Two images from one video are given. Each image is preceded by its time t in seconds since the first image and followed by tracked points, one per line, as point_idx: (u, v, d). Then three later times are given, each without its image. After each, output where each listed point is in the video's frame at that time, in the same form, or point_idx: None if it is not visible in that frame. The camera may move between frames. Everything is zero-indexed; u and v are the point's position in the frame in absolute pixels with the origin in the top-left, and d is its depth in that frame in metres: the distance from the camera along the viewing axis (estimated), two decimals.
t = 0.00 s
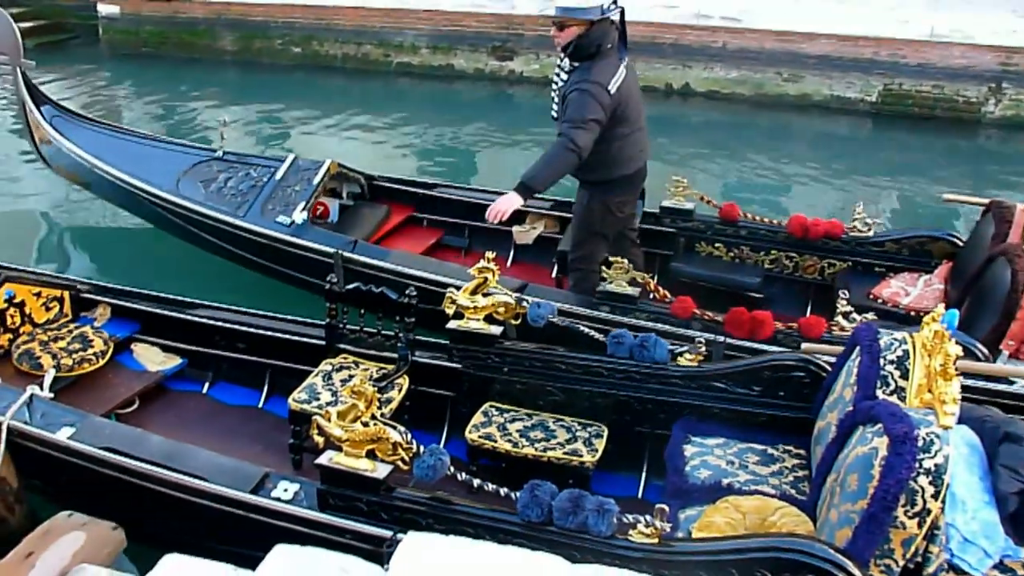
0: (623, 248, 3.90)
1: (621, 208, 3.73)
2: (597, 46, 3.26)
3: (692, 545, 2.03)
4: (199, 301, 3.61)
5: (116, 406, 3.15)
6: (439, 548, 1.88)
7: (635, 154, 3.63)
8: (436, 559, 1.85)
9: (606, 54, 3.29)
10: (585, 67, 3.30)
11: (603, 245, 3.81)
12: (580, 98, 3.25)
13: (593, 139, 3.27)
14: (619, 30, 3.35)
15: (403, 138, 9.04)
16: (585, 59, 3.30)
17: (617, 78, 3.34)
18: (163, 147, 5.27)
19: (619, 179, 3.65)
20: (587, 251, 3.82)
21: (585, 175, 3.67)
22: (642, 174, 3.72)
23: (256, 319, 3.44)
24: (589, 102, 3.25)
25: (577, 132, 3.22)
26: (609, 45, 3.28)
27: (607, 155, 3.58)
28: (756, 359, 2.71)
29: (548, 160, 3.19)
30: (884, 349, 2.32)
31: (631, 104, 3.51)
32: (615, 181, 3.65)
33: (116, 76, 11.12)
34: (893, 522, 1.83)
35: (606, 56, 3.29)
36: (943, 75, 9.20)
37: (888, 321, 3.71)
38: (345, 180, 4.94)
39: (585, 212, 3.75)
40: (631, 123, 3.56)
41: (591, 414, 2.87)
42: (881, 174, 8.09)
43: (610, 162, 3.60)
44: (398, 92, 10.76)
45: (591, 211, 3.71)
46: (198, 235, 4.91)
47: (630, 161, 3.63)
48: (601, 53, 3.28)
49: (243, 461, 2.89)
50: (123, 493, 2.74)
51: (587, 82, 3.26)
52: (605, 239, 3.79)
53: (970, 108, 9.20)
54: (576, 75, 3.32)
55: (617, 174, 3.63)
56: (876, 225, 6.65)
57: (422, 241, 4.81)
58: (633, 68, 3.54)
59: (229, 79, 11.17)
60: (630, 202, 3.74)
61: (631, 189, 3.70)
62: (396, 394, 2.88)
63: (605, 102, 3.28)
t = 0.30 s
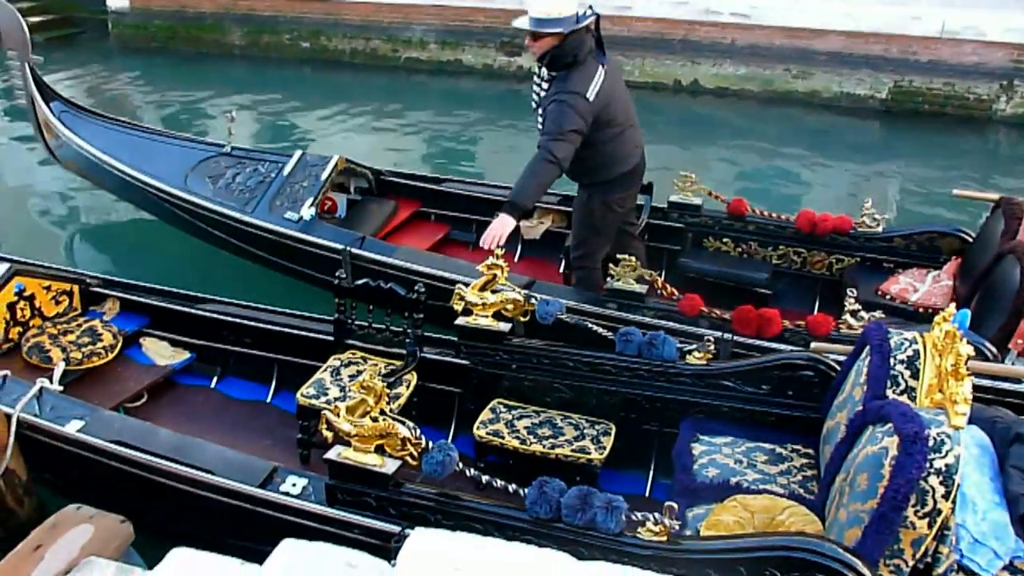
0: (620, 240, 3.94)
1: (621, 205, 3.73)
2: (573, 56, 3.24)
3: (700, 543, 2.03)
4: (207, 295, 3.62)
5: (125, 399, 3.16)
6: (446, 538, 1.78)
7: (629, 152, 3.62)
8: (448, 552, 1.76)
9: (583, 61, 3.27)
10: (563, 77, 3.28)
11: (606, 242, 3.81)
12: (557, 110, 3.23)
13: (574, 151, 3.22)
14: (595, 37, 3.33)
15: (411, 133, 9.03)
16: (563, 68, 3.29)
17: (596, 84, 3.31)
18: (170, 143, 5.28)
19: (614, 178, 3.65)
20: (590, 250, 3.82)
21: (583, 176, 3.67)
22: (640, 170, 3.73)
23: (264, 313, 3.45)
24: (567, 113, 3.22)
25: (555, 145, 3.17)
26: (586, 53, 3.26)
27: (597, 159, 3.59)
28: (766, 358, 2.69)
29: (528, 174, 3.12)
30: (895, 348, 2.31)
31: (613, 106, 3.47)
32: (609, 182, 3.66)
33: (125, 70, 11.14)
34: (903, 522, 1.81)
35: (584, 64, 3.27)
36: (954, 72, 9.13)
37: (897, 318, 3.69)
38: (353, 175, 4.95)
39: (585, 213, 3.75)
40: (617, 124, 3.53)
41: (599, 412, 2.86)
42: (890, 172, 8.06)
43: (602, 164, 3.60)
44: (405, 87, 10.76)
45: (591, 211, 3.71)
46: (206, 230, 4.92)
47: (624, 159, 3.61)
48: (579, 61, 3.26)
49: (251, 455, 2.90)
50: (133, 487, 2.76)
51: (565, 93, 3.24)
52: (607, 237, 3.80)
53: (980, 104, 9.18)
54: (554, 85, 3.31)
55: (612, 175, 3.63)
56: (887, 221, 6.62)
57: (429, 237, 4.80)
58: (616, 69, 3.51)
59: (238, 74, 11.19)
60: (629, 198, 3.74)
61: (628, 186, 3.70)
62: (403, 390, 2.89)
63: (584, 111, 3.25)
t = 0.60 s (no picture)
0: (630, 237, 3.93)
1: (630, 202, 3.71)
2: (571, 60, 3.24)
3: (715, 542, 2.02)
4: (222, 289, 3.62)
5: (140, 391, 3.17)
6: (457, 530, 1.79)
7: (635, 150, 3.60)
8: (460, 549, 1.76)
9: (582, 64, 3.27)
10: (561, 81, 3.29)
11: (616, 240, 3.79)
12: (558, 115, 3.25)
13: (576, 155, 3.26)
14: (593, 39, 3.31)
15: (426, 128, 9.02)
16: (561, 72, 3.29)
17: (595, 86, 3.32)
18: (186, 137, 5.30)
19: (621, 177, 3.63)
20: (601, 249, 3.79)
21: (591, 177, 3.65)
22: (648, 166, 3.70)
23: (278, 308, 3.44)
24: (568, 118, 3.24)
25: (557, 152, 3.20)
26: (584, 57, 3.25)
27: (602, 160, 3.57)
28: (783, 357, 2.67)
29: (531, 185, 3.19)
30: (913, 349, 2.29)
31: (614, 106, 3.46)
32: (616, 180, 3.63)
33: (142, 63, 11.19)
34: (920, 524, 1.80)
35: (583, 67, 3.27)
36: (973, 71, 9.02)
37: (913, 318, 3.65)
38: (368, 169, 4.92)
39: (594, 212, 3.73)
40: (620, 123, 3.51)
41: (612, 410, 2.85)
42: (907, 172, 7.98)
43: (607, 165, 3.59)
44: (420, 82, 10.75)
45: (601, 209, 3.69)
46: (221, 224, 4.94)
47: (629, 158, 3.59)
48: (578, 64, 3.26)
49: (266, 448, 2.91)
50: (149, 478, 2.78)
51: (564, 97, 3.25)
52: (617, 235, 3.78)
53: (1002, 103, 8.99)
54: (553, 90, 3.32)
55: (618, 174, 3.61)
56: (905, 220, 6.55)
57: (442, 232, 4.80)
58: (617, 68, 3.50)
59: (255, 68, 11.22)
60: (638, 194, 3.73)
61: (637, 183, 3.69)
62: (418, 385, 2.88)
63: (584, 114, 3.27)
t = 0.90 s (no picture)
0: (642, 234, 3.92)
1: (641, 198, 3.70)
2: (582, 58, 3.23)
3: (733, 542, 2.01)
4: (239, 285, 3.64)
5: (157, 386, 3.19)
6: (464, 529, 1.82)
7: (646, 148, 3.57)
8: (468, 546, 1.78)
9: (593, 63, 3.26)
10: (573, 79, 3.28)
11: (630, 238, 3.78)
12: (569, 115, 3.24)
13: (589, 154, 3.25)
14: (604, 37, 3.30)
15: (441, 125, 9.02)
16: (573, 71, 3.28)
17: (606, 85, 3.31)
18: (201, 132, 5.32)
19: (632, 174, 3.60)
20: (614, 247, 3.78)
21: (601, 176, 3.64)
22: (659, 163, 3.68)
23: (294, 304, 3.45)
24: (579, 117, 3.23)
25: (570, 150, 3.19)
26: (595, 54, 3.24)
27: (614, 158, 3.55)
28: (800, 356, 2.66)
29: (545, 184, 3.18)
30: (933, 350, 2.26)
31: (626, 104, 3.44)
32: (628, 177, 3.61)
33: (161, 59, 11.27)
34: (940, 526, 1.78)
35: (593, 66, 3.26)
36: (994, 70, 8.92)
37: (927, 319, 3.61)
38: (381, 165, 4.95)
39: (606, 210, 3.72)
40: (631, 122, 3.49)
41: (628, 408, 2.85)
42: (926, 172, 7.92)
43: (618, 163, 3.56)
44: (436, 80, 10.75)
45: (613, 208, 3.69)
46: (237, 220, 4.96)
47: (641, 155, 3.57)
48: (589, 62, 3.25)
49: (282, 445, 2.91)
50: (165, 473, 2.79)
51: (576, 96, 3.24)
52: (630, 233, 3.76)
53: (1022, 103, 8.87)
54: (564, 88, 3.31)
55: (630, 171, 3.59)
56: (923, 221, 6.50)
57: (455, 229, 4.79)
58: (628, 66, 3.48)
59: (271, 64, 11.28)
60: (649, 190, 3.71)
61: (649, 180, 3.66)
62: (434, 382, 2.87)
63: (596, 113, 3.26)
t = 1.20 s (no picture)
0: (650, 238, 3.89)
1: (650, 201, 3.68)
2: (597, 58, 3.22)
3: (751, 548, 2.00)
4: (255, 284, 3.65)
5: (173, 386, 3.21)
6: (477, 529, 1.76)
7: (658, 148, 3.57)
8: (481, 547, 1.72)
9: (607, 63, 3.26)
10: (587, 79, 3.27)
11: (638, 241, 3.76)
12: (583, 115, 3.24)
13: (603, 154, 3.26)
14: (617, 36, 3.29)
15: (455, 126, 9.03)
16: (586, 71, 3.28)
17: (620, 85, 3.31)
18: (215, 131, 5.34)
19: (642, 175, 3.59)
20: (622, 250, 3.75)
21: (612, 176, 3.63)
22: (670, 164, 3.67)
23: (310, 304, 3.46)
24: (594, 118, 3.23)
25: (585, 151, 3.19)
26: (609, 54, 3.24)
27: (626, 159, 3.54)
28: (818, 360, 2.63)
29: (563, 186, 3.19)
30: (952, 355, 2.24)
31: (639, 105, 3.44)
32: (638, 179, 3.60)
33: (178, 60, 11.34)
34: (959, 534, 1.76)
35: (607, 66, 3.26)
36: (1013, 73, 8.83)
37: (940, 324, 3.60)
38: (392, 165, 4.96)
39: (616, 211, 3.70)
40: (643, 123, 3.49)
41: (643, 411, 2.83)
42: (943, 175, 7.85)
43: (629, 164, 3.55)
44: (451, 81, 10.76)
45: (623, 209, 3.67)
46: (250, 220, 4.97)
47: (652, 157, 3.56)
48: (602, 63, 3.24)
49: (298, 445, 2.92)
50: (182, 472, 2.81)
51: (590, 97, 3.24)
52: (639, 235, 3.74)
53: None
54: (578, 88, 3.30)
55: (640, 172, 3.58)
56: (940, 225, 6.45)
57: (466, 230, 4.79)
58: (640, 66, 3.48)
59: (287, 64, 11.33)
60: (659, 192, 3.69)
61: (658, 182, 3.65)
62: (449, 384, 2.88)
63: (610, 113, 3.27)
